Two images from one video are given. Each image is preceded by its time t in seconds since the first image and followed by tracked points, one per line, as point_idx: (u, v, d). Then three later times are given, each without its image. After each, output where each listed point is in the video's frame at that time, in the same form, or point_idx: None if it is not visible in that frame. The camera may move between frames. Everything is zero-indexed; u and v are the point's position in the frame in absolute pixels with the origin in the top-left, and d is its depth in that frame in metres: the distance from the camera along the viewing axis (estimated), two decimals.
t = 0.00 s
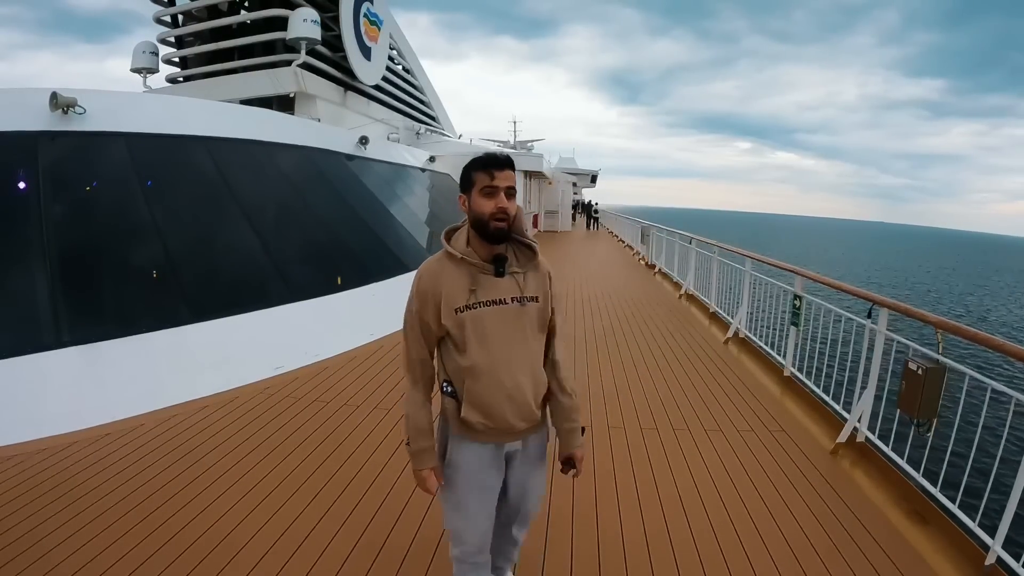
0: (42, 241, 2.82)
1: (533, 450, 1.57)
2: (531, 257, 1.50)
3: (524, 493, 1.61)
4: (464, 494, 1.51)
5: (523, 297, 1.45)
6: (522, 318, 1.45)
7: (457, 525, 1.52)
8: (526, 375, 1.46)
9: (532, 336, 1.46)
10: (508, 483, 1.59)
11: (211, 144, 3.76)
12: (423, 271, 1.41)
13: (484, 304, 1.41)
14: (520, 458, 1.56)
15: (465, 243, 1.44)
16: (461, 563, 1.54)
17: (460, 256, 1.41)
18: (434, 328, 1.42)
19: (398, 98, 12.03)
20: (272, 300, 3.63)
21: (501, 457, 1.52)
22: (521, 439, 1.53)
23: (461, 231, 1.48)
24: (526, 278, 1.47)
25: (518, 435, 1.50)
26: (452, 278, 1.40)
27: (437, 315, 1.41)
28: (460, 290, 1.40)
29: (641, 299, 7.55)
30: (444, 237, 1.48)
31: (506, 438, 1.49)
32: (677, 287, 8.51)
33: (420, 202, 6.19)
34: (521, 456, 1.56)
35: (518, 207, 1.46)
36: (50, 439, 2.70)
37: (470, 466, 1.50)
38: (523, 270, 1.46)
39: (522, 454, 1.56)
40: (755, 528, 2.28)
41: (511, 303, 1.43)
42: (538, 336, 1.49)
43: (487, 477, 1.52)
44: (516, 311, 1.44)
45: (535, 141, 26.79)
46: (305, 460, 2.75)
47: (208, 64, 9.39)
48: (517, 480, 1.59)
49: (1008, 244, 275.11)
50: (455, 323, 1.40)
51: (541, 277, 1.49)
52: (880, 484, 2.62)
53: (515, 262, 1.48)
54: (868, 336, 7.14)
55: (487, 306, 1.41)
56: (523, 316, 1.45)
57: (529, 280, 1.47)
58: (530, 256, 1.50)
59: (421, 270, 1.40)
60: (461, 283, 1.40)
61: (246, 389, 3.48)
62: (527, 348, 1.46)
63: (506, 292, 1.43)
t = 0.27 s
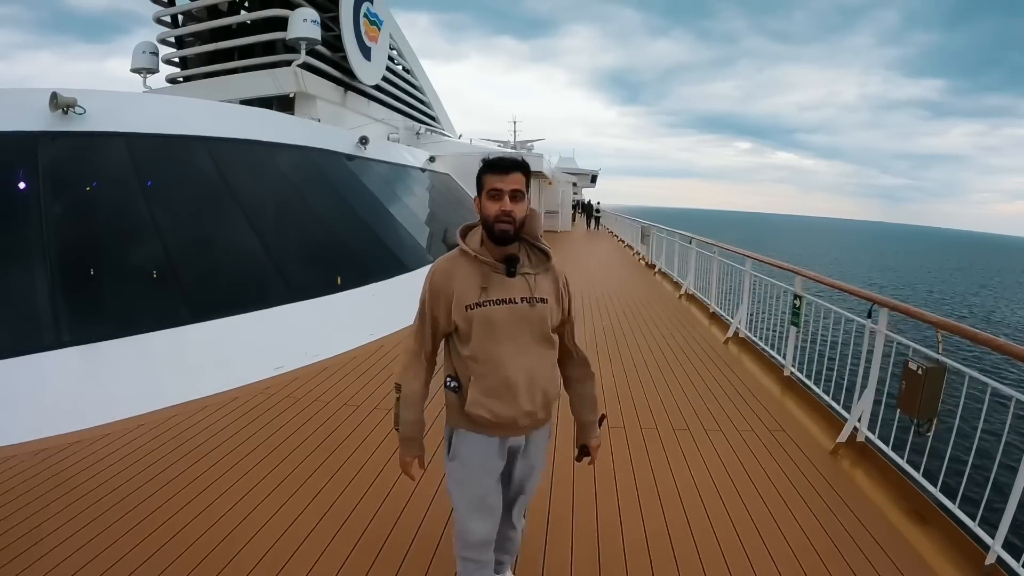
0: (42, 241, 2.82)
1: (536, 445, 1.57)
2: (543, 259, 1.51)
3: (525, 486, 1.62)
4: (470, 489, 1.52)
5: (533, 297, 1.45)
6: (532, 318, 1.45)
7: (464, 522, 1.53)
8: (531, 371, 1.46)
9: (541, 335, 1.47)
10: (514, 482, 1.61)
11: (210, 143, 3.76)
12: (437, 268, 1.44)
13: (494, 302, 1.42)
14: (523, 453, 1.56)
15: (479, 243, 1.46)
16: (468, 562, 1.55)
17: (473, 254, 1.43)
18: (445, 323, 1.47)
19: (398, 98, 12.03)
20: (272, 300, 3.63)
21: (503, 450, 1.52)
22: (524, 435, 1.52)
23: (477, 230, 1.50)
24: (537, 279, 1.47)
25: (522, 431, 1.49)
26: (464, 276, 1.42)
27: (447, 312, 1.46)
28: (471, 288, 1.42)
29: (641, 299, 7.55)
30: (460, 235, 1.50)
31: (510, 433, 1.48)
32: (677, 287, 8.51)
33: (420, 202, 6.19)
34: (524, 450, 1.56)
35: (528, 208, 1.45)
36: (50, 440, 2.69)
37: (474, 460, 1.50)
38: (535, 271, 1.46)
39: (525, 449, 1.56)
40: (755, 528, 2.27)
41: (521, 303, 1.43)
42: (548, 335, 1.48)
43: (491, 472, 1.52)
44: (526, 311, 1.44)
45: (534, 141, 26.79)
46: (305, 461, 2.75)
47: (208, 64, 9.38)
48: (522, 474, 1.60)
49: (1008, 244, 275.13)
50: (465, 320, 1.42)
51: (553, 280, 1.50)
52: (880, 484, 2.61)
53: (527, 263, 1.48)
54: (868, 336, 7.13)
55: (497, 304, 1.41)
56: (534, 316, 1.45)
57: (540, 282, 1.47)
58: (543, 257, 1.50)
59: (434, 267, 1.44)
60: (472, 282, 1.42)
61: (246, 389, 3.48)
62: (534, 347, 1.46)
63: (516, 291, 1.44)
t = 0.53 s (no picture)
0: (42, 241, 2.82)
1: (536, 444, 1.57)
2: (552, 259, 1.49)
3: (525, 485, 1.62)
4: (468, 485, 1.52)
5: (536, 297, 1.43)
6: (534, 317, 1.43)
7: (461, 518, 1.53)
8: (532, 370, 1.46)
9: (544, 335, 1.45)
10: (514, 481, 1.61)
11: (210, 143, 3.76)
12: (444, 264, 1.46)
13: (497, 299, 1.41)
14: (523, 451, 1.56)
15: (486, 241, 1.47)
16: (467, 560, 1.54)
17: (479, 251, 1.44)
18: (449, 317, 1.48)
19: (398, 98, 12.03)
20: (272, 300, 3.63)
21: (502, 448, 1.51)
22: (524, 433, 1.51)
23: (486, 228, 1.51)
24: (542, 279, 1.46)
25: (521, 428, 1.49)
26: (469, 273, 1.43)
27: (451, 306, 1.47)
28: (474, 284, 1.42)
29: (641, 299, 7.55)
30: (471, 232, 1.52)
31: (508, 430, 1.48)
32: (677, 287, 8.51)
33: (420, 202, 6.19)
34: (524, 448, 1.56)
35: (532, 207, 1.44)
36: (50, 440, 2.69)
37: (474, 455, 1.50)
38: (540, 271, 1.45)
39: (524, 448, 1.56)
40: (756, 528, 2.27)
41: (523, 302, 1.43)
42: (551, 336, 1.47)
43: (489, 469, 1.52)
44: (528, 311, 1.43)
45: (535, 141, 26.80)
46: (305, 460, 2.74)
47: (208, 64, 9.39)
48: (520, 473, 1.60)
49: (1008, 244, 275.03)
50: (466, 315, 1.43)
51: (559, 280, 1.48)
52: (880, 484, 2.61)
53: (534, 263, 1.47)
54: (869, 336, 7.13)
55: (499, 302, 1.41)
56: (536, 316, 1.43)
57: (546, 282, 1.46)
58: (550, 258, 1.48)
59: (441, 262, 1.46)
60: (475, 278, 1.43)
61: (247, 389, 3.48)
62: (536, 346, 1.45)
63: (520, 290, 1.43)
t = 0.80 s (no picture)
0: (42, 241, 2.82)
1: (535, 445, 1.56)
2: (554, 261, 1.49)
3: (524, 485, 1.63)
4: (467, 485, 1.52)
5: (538, 298, 1.43)
6: (535, 319, 1.43)
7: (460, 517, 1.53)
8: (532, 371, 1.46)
9: (544, 337, 1.45)
10: (513, 480, 1.61)
11: (210, 143, 3.76)
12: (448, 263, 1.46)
13: (498, 299, 1.42)
14: (522, 452, 1.55)
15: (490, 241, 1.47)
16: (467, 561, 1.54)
17: (483, 251, 1.45)
18: (451, 316, 1.49)
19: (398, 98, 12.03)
20: (272, 300, 3.63)
21: (502, 448, 1.51)
22: (523, 434, 1.52)
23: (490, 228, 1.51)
24: (544, 280, 1.46)
25: (520, 428, 1.49)
26: (471, 272, 1.43)
27: (453, 305, 1.47)
28: (476, 283, 1.43)
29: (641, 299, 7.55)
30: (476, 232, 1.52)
31: (507, 430, 1.49)
32: (677, 287, 8.51)
33: (420, 202, 6.19)
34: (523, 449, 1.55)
35: (534, 208, 1.43)
36: (49, 440, 2.69)
37: (474, 455, 1.50)
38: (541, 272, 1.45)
39: (524, 449, 1.56)
40: (756, 528, 2.27)
41: (524, 302, 1.42)
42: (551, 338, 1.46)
43: (488, 469, 1.52)
44: (529, 311, 1.43)
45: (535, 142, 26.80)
46: (305, 461, 2.75)
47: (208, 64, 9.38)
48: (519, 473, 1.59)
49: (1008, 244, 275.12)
50: (467, 314, 1.43)
51: (560, 281, 1.48)
52: (880, 484, 2.61)
53: (536, 264, 1.47)
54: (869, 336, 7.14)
55: (500, 301, 1.41)
56: (537, 317, 1.43)
57: (547, 284, 1.46)
58: (553, 260, 1.49)
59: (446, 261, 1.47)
60: (477, 277, 1.43)
61: (246, 389, 3.48)
62: (535, 348, 1.45)
63: (521, 290, 1.43)
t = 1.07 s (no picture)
0: (42, 241, 2.82)
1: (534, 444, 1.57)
2: (554, 261, 1.49)
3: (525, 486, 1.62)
4: (467, 484, 1.52)
5: (537, 298, 1.44)
6: (534, 318, 1.43)
7: (460, 517, 1.53)
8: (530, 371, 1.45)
9: (542, 336, 1.45)
10: (513, 480, 1.61)
11: (210, 143, 3.76)
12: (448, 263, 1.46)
13: (498, 299, 1.42)
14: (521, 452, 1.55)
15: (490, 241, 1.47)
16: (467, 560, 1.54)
17: (483, 252, 1.45)
18: (451, 316, 1.48)
19: (398, 98, 12.04)
20: (272, 300, 3.63)
21: (501, 448, 1.51)
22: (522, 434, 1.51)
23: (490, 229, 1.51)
24: (544, 280, 1.46)
25: (518, 428, 1.48)
26: (471, 273, 1.44)
27: (453, 305, 1.47)
28: (475, 284, 1.43)
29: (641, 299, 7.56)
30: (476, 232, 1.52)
31: (506, 430, 1.48)
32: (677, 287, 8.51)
33: (421, 202, 6.19)
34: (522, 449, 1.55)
35: (533, 209, 1.43)
36: (49, 440, 2.69)
37: (473, 454, 1.50)
38: (541, 273, 1.45)
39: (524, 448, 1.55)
40: (756, 529, 2.27)
41: (523, 302, 1.43)
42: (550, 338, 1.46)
43: (488, 469, 1.52)
44: (528, 311, 1.43)
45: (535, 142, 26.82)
46: (306, 461, 2.74)
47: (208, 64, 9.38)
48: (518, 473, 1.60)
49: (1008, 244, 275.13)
50: (467, 314, 1.44)
51: (559, 281, 1.48)
52: (880, 484, 2.61)
53: (535, 264, 1.47)
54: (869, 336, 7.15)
55: (499, 302, 1.42)
56: (536, 317, 1.43)
57: (546, 284, 1.46)
58: (552, 260, 1.49)
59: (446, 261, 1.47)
60: (477, 278, 1.44)
61: (246, 389, 3.48)
62: (534, 348, 1.44)
63: (521, 291, 1.43)
